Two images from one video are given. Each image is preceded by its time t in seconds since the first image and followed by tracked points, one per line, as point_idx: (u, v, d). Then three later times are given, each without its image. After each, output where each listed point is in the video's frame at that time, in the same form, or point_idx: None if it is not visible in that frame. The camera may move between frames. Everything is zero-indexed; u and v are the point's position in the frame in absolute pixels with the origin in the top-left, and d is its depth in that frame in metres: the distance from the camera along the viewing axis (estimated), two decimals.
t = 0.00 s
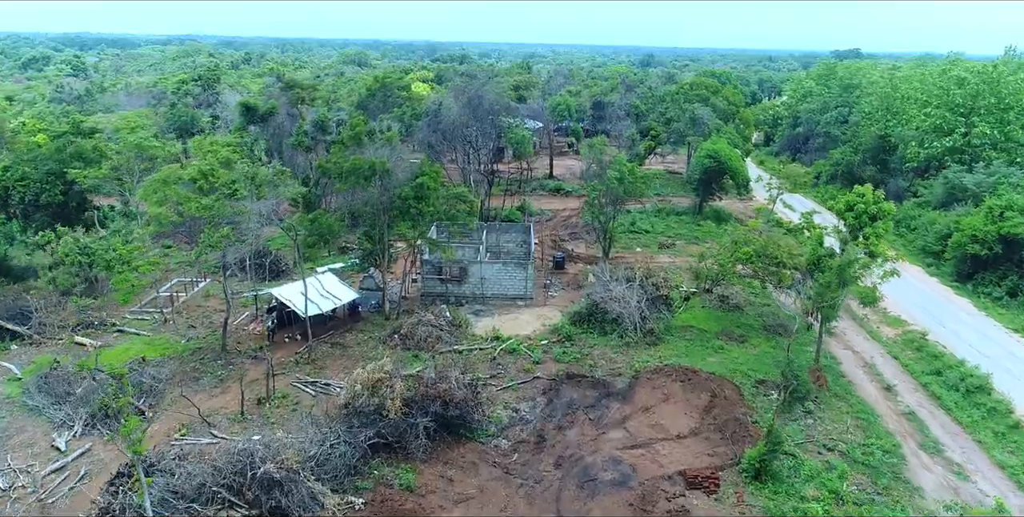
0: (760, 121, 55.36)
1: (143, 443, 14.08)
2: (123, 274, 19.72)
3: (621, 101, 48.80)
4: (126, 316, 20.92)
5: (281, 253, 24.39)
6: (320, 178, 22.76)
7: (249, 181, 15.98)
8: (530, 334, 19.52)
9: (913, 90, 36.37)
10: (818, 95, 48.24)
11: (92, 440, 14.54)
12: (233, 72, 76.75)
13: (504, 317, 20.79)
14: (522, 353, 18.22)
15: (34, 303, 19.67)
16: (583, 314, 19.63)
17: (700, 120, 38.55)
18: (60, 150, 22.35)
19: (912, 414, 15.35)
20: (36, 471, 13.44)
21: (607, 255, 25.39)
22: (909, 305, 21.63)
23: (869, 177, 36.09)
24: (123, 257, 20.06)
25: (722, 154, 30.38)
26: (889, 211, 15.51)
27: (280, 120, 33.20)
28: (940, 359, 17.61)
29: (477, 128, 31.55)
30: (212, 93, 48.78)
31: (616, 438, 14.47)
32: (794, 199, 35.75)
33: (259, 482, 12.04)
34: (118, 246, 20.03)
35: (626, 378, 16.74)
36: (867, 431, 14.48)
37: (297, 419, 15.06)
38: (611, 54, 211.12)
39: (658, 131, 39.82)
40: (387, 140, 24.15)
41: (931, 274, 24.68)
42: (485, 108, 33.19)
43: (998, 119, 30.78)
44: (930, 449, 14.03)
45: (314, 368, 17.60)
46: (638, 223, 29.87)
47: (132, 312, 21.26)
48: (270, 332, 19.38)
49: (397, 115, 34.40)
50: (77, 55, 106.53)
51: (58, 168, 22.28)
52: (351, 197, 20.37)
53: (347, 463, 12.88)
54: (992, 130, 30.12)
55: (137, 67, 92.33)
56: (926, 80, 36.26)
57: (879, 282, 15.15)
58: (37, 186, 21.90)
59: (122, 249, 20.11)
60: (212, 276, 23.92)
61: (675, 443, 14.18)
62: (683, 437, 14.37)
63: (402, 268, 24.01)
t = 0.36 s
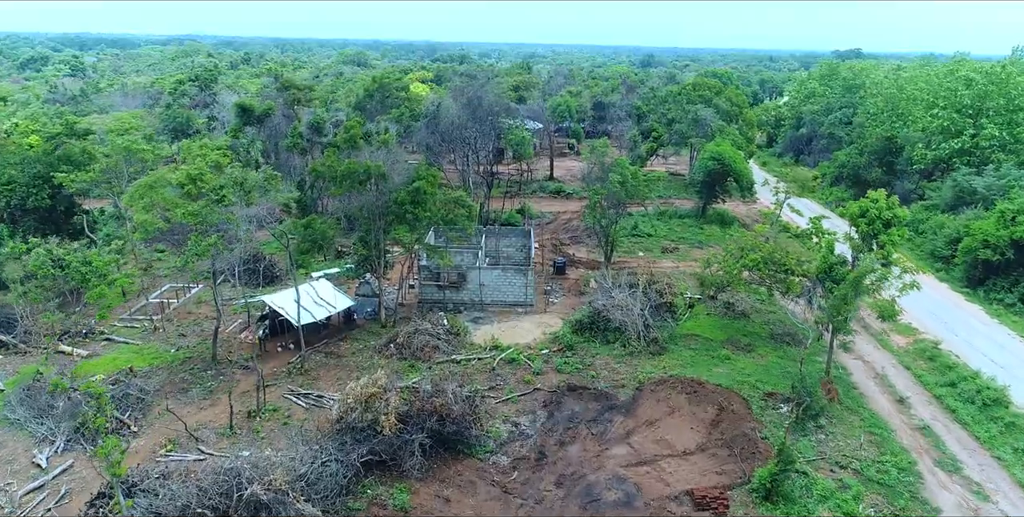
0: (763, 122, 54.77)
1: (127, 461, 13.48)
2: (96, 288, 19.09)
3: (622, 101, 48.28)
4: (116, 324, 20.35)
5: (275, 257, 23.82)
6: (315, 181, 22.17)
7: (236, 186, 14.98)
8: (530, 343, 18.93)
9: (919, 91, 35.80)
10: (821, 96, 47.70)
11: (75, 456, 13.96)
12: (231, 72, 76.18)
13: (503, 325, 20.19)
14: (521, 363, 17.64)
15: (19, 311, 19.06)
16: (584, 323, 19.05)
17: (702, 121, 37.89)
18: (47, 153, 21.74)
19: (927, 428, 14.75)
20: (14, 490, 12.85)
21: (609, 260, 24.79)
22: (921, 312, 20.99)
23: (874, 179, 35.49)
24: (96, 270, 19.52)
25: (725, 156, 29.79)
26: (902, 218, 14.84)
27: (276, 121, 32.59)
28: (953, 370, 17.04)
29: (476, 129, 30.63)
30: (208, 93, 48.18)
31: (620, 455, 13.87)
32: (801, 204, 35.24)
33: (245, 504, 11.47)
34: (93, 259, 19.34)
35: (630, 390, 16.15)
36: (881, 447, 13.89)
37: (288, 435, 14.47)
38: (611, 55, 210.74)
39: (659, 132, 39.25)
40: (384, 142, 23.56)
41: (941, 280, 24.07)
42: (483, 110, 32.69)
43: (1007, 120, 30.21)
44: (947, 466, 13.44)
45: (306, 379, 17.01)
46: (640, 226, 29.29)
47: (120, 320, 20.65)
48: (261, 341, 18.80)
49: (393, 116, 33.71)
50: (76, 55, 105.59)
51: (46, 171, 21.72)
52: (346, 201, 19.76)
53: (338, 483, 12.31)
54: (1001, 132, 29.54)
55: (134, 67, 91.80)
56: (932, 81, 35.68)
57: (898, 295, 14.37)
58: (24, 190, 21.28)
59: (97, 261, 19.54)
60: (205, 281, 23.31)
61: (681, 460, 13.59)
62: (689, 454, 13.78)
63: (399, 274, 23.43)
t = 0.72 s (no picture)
0: (765, 123, 54.26)
1: (111, 480, 12.92)
2: (71, 304, 17.71)
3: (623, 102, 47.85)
4: (106, 333, 19.80)
5: (270, 263, 23.28)
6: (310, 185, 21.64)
7: (224, 192, 14.39)
8: (531, 352, 18.40)
9: (925, 92, 35.31)
10: (825, 97, 47.22)
11: (57, 475, 13.39)
12: (229, 72, 75.66)
13: (503, 333, 19.66)
14: (522, 374, 17.11)
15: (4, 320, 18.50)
16: (587, 331, 18.53)
17: (705, 122, 37.33)
18: (35, 156, 21.16)
19: (943, 443, 14.21)
20: None
21: (611, 266, 24.28)
22: (933, 320, 20.45)
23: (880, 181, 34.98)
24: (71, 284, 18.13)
25: (730, 158, 29.27)
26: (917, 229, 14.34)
27: (272, 122, 32.04)
28: (968, 381, 16.50)
29: (475, 131, 30.03)
30: (205, 94, 47.61)
31: (625, 473, 13.32)
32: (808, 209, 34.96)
33: None
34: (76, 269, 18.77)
35: (634, 403, 15.62)
36: (897, 464, 13.34)
37: (279, 451, 13.91)
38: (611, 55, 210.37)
39: (662, 133, 38.76)
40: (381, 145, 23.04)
41: (951, 285, 23.57)
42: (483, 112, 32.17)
43: (1017, 121, 29.69)
44: (966, 485, 12.89)
45: (300, 391, 16.47)
46: (642, 230, 28.78)
47: (111, 328, 20.10)
48: (254, 351, 18.25)
49: (392, 118, 33.19)
50: (74, 54, 105.18)
51: (34, 175, 20.97)
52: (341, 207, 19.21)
53: (330, 504, 11.74)
54: (1011, 134, 29.01)
55: (132, 67, 91.30)
56: (938, 82, 35.19)
57: (916, 307, 13.83)
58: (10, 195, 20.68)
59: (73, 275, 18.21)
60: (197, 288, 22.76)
61: (689, 478, 13.04)
62: (697, 471, 13.24)
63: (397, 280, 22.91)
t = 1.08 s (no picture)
0: (768, 124, 53.75)
1: (94, 500, 12.36)
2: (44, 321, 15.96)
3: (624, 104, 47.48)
4: (95, 342, 19.23)
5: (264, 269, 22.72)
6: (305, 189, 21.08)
7: (214, 198, 14.05)
8: (533, 362, 17.83)
9: (932, 93, 34.74)
10: (829, 97, 46.68)
11: (37, 495, 12.83)
12: (228, 72, 75.13)
13: (503, 342, 19.10)
14: (523, 386, 16.55)
15: None
16: (591, 341, 17.99)
17: (708, 124, 36.72)
18: (23, 160, 20.58)
19: (962, 460, 13.65)
20: None
21: (614, 271, 23.72)
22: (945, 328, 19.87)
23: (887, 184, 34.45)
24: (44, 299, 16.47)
25: (735, 161, 28.67)
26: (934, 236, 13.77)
27: (269, 124, 31.50)
28: (985, 393, 15.94)
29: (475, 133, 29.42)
30: (201, 95, 47.05)
31: (630, 492, 12.75)
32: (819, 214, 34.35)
33: None
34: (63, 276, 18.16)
35: (640, 417, 15.05)
36: (915, 483, 12.78)
37: (271, 469, 13.36)
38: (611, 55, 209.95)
39: (664, 135, 38.24)
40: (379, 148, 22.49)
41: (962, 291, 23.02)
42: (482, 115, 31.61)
43: None
44: (988, 505, 12.33)
45: (294, 404, 15.91)
46: (646, 234, 28.25)
47: (101, 337, 19.51)
48: (247, 361, 17.70)
49: (390, 119, 32.67)
50: (72, 55, 104.74)
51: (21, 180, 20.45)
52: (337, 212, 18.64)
53: None
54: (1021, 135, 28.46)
55: (131, 67, 90.84)
56: (945, 83, 34.66)
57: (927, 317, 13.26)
58: None
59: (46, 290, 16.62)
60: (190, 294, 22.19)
61: (698, 498, 12.47)
62: (706, 490, 12.66)
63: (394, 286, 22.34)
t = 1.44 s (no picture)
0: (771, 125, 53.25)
1: None
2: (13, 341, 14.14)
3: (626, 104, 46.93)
4: (84, 351, 18.66)
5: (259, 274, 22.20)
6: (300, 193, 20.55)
7: (202, 206, 13.38)
8: (535, 372, 17.29)
9: (939, 93, 34.20)
10: (832, 98, 46.16)
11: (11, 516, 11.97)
12: (226, 73, 74.61)
13: (504, 351, 18.55)
14: (524, 398, 16.01)
15: None
16: (594, 350, 17.43)
17: (711, 125, 36.00)
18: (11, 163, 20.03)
19: (982, 478, 13.10)
20: None
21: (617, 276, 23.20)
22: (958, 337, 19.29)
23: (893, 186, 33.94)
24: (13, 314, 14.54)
25: (739, 164, 28.05)
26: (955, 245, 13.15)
27: (265, 125, 30.97)
28: (1002, 406, 15.40)
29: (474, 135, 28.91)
30: (198, 95, 46.51)
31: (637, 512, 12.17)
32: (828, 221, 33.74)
33: None
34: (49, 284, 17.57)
35: (646, 431, 14.49)
36: (936, 503, 12.21)
37: (262, 487, 12.80)
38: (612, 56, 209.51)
39: (667, 136, 37.72)
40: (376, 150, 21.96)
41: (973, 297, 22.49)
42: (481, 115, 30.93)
43: None
44: None
45: (288, 417, 15.37)
46: (649, 237, 27.75)
47: (90, 346, 18.92)
48: (239, 371, 17.15)
49: (389, 121, 32.16)
50: (70, 55, 104.26)
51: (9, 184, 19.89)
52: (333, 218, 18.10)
53: None
54: None
55: (130, 67, 90.41)
56: (952, 83, 34.11)
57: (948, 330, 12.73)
58: None
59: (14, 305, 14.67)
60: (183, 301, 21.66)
61: None
62: (716, 510, 12.10)
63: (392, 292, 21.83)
